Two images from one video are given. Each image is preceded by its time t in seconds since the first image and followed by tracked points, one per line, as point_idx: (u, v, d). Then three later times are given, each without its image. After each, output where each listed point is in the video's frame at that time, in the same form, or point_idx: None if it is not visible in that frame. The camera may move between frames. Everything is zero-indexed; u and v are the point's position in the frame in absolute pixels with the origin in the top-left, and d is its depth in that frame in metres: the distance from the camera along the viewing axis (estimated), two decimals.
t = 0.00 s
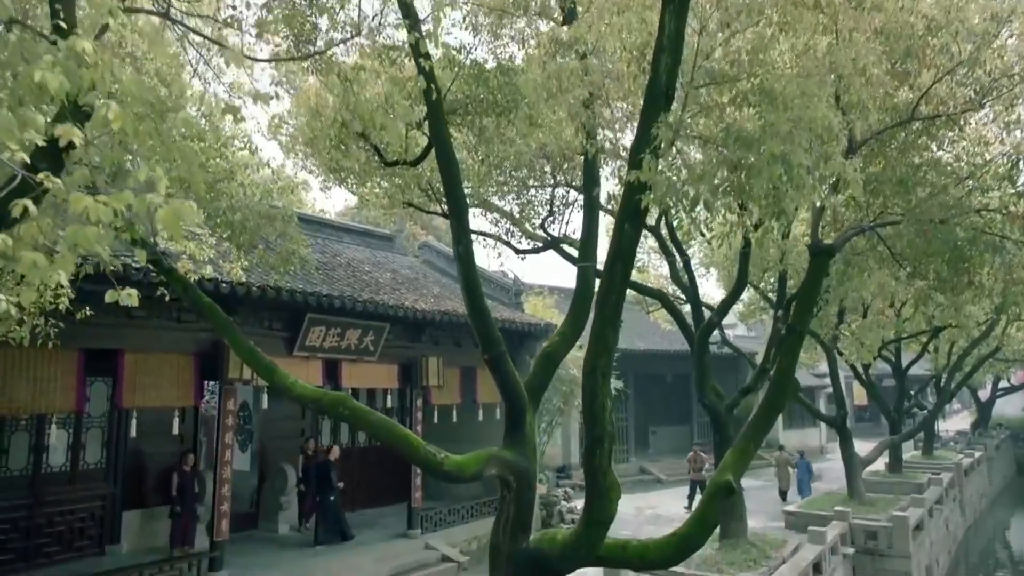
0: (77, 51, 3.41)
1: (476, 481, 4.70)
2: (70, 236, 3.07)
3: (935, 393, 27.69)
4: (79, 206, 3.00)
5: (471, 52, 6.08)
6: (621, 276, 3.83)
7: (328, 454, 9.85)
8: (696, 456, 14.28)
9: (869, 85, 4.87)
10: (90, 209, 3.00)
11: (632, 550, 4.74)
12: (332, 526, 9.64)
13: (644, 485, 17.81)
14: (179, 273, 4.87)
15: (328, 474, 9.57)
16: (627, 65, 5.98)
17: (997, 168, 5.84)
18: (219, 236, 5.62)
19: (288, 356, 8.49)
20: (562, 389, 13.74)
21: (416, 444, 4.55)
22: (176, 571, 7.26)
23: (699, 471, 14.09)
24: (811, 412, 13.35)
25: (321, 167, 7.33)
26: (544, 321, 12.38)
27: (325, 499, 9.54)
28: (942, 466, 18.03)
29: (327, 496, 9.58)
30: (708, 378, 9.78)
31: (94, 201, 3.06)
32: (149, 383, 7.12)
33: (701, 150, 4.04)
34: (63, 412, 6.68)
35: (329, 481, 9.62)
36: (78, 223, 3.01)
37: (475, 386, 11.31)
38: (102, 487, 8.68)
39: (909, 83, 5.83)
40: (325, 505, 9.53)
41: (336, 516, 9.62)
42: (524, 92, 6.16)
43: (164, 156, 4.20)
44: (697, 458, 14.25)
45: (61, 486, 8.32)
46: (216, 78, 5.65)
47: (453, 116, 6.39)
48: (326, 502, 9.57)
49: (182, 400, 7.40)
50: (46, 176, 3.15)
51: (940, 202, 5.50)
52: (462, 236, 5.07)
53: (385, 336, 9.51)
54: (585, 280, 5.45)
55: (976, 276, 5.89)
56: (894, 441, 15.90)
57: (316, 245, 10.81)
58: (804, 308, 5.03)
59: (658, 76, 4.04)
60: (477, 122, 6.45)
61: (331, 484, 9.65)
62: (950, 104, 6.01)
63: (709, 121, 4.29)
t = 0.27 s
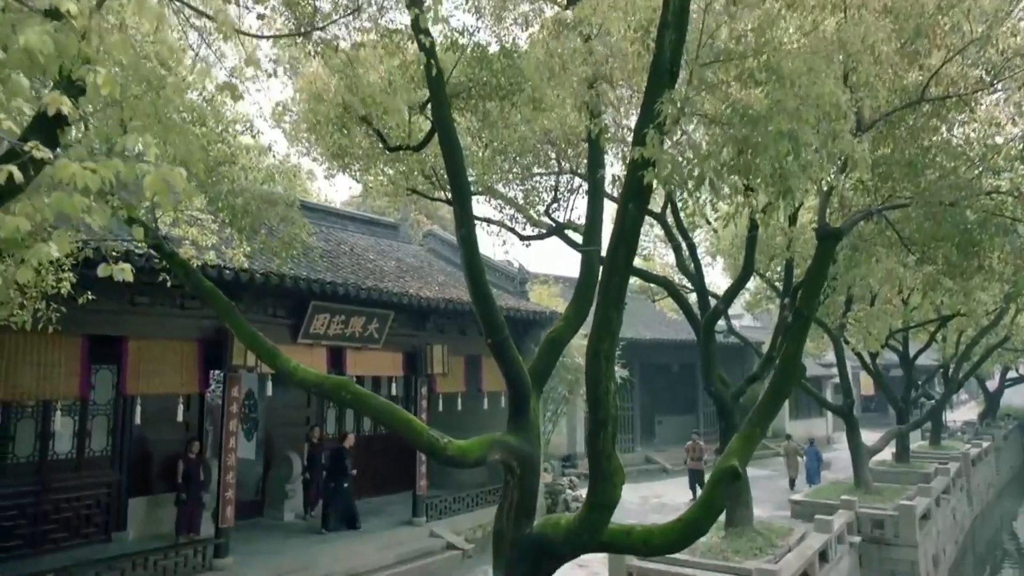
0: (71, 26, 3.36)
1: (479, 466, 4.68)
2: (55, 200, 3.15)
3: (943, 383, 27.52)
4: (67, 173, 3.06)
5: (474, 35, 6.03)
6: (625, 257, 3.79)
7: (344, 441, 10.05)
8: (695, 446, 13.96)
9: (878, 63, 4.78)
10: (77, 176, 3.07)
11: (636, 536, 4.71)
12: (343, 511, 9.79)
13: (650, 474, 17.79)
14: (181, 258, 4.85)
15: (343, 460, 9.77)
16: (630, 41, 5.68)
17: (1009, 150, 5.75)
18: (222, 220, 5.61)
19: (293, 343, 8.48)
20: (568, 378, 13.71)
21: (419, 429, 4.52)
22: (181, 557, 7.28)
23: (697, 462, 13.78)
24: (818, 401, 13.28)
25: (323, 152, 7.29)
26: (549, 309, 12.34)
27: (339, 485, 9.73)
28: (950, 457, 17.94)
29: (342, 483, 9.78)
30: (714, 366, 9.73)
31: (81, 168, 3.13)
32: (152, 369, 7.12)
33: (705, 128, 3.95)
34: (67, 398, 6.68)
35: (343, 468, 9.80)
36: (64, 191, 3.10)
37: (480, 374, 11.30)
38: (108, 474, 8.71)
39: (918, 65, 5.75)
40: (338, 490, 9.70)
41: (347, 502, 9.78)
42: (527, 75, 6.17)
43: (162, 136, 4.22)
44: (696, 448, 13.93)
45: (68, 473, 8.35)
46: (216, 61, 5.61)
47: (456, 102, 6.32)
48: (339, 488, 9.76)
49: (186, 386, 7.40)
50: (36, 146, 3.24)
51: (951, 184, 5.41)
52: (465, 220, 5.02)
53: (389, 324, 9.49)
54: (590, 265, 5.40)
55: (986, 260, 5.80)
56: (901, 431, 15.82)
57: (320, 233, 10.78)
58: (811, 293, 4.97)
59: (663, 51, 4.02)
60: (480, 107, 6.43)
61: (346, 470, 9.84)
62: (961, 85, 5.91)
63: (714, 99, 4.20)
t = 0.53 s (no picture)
0: None
1: (484, 450, 4.65)
2: (39, 158, 3.15)
3: (953, 374, 27.31)
4: (50, 129, 3.08)
5: (477, 17, 5.97)
6: (630, 235, 3.72)
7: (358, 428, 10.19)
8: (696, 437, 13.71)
9: (887, 39, 4.70)
10: (59, 132, 3.08)
11: (641, 521, 4.66)
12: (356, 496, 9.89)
13: (657, 464, 17.77)
14: (183, 241, 4.83)
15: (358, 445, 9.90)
16: (635, 19, 5.73)
17: None
18: (224, 205, 5.59)
19: (298, 330, 8.46)
20: (574, 367, 13.67)
21: (423, 412, 4.48)
22: (188, 543, 7.29)
23: (698, 454, 13.58)
24: (826, 390, 13.20)
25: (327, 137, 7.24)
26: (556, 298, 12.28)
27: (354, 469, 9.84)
28: (960, 447, 17.81)
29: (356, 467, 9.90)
30: (721, 353, 9.67)
31: (66, 125, 3.15)
32: (157, 356, 7.12)
33: (712, 103, 3.86)
34: (72, 384, 6.69)
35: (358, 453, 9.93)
36: (46, 147, 3.11)
37: (486, 364, 11.27)
38: (115, 462, 8.73)
39: (929, 43, 5.65)
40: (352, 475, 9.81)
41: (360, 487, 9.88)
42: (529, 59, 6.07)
43: (160, 113, 4.25)
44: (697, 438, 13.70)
45: (75, 460, 8.38)
46: (219, 43, 5.57)
47: (461, 84, 6.37)
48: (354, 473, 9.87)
49: (191, 373, 7.40)
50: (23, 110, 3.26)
51: (964, 162, 5.31)
52: (469, 201, 4.95)
53: (395, 311, 9.46)
54: (596, 249, 5.33)
55: (998, 243, 5.71)
56: (911, 420, 15.71)
57: (325, 221, 10.74)
58: (820, 275, 4.89)
59: (668, 26, 3.89)
60: (484, 90, 6.42)
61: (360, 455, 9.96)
62: (975, 64, 5.78)
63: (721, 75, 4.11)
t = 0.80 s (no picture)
0: None
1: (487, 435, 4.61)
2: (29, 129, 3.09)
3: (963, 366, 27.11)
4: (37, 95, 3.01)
5: None
6: (636, 213, 3.64)
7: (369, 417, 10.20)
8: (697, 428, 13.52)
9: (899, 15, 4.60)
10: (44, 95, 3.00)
11: (647, 507, 4.60)
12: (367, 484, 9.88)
13: (664, 455, 17.72)
14: (184, 225, 4.79)
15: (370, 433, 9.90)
16: None
17: None
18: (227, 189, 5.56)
19: (302, 318, 8.42)
20: (581, 357, 13.61)
21: (426, 396, 4.43)
22: (193, 531, 7.30)
23: (699, 445, 13.42)
24: (834, 380, 13.10)
25: (330, 122, 7.18)
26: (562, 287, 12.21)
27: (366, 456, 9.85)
28: (969, 439, 17.67)
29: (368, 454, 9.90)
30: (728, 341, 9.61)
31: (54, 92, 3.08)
32: (162, 343, 7.10)
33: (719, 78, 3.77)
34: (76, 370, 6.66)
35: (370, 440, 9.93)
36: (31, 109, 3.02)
37: (492, 353, 11.22)
38: (121, 450, 8.74)
39: (941, 22, 5.55)
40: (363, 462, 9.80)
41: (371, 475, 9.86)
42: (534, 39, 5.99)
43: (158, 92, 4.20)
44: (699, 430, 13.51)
45: (81, 448, 8.39)
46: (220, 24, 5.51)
47: (465, 67, 6.33)
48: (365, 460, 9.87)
49: (195, 361, 7.38)
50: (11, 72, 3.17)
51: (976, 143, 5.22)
52: (473, 183, 4.88)
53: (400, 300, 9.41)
54: (602, 232, 5.26)
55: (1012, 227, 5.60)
56: (920, 411, 15.59)
57: (330, 210, 10.70)
58: (829, 258, 4.81)
59: None
60: (488, 73, 6.35)
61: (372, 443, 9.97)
62: (988, 43, 5.67)
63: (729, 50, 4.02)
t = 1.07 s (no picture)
0: None
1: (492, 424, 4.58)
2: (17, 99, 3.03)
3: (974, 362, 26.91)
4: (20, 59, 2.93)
5: None
6: (642, 195, 3.58)
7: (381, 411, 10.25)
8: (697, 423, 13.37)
9: None
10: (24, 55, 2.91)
11: (652, 496, 4.54)
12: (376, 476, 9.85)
13: (671, 449, 17.67)
14: (186, 213, 4.76)
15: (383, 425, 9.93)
16: None
17: None
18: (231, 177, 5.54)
19: (308, 310, 8.38)
20: (588, 350, 13.55)
21: (429, 384, 4.38)
22: (199, 522, 7.30)
23: (699, 440, 13.29)
24: (843, 374, 13.00)
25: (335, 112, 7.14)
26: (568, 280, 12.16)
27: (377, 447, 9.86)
28: (980, 434, 17.52)
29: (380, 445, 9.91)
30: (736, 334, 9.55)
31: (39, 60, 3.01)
32: (167, 334, 7.08)
33: (727, 58, 3.69)
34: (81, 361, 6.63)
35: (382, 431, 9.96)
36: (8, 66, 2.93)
37: (498, 346, 11.18)
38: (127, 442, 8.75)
39: (954, 5, 5.46)
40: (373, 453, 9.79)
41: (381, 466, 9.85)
42: (539, 25, 5.92)
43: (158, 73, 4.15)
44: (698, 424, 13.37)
45: (88, 440, 8.39)
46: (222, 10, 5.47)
47: (469, 55, 6.29)
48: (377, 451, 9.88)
49: (200, 353, 7.37)
50: None
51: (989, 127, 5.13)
52: (477, 169, 4.82)
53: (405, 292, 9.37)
54: (608, 219, 5.20)
55: None
56: (930, 405, 15.46)
57: (336, 202, 10.67)
58: (838, 246, 4.74)
59: None
60: (493, 60, 6.30)
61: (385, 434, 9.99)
62: (1002, 26, 5.57)
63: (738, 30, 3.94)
